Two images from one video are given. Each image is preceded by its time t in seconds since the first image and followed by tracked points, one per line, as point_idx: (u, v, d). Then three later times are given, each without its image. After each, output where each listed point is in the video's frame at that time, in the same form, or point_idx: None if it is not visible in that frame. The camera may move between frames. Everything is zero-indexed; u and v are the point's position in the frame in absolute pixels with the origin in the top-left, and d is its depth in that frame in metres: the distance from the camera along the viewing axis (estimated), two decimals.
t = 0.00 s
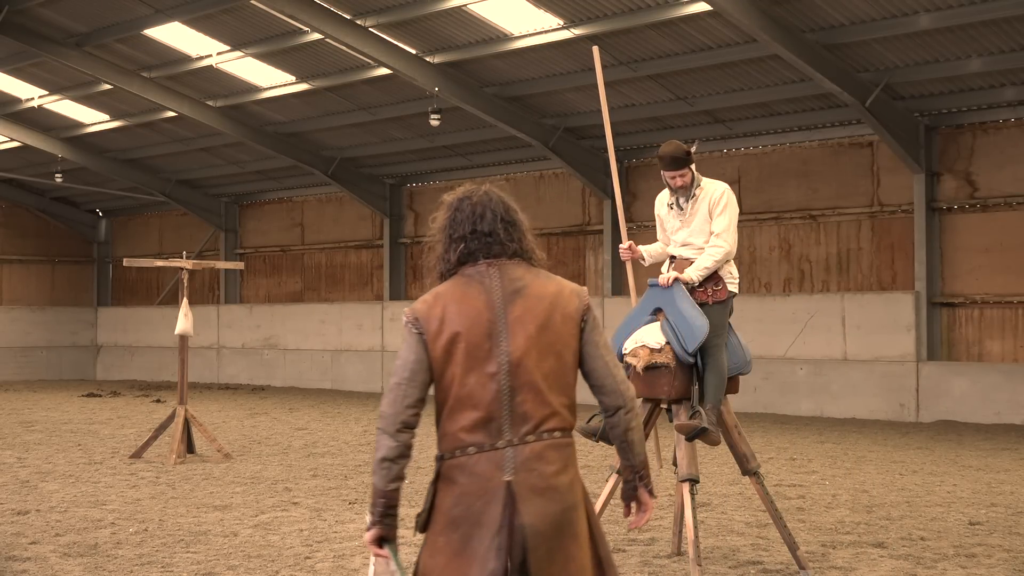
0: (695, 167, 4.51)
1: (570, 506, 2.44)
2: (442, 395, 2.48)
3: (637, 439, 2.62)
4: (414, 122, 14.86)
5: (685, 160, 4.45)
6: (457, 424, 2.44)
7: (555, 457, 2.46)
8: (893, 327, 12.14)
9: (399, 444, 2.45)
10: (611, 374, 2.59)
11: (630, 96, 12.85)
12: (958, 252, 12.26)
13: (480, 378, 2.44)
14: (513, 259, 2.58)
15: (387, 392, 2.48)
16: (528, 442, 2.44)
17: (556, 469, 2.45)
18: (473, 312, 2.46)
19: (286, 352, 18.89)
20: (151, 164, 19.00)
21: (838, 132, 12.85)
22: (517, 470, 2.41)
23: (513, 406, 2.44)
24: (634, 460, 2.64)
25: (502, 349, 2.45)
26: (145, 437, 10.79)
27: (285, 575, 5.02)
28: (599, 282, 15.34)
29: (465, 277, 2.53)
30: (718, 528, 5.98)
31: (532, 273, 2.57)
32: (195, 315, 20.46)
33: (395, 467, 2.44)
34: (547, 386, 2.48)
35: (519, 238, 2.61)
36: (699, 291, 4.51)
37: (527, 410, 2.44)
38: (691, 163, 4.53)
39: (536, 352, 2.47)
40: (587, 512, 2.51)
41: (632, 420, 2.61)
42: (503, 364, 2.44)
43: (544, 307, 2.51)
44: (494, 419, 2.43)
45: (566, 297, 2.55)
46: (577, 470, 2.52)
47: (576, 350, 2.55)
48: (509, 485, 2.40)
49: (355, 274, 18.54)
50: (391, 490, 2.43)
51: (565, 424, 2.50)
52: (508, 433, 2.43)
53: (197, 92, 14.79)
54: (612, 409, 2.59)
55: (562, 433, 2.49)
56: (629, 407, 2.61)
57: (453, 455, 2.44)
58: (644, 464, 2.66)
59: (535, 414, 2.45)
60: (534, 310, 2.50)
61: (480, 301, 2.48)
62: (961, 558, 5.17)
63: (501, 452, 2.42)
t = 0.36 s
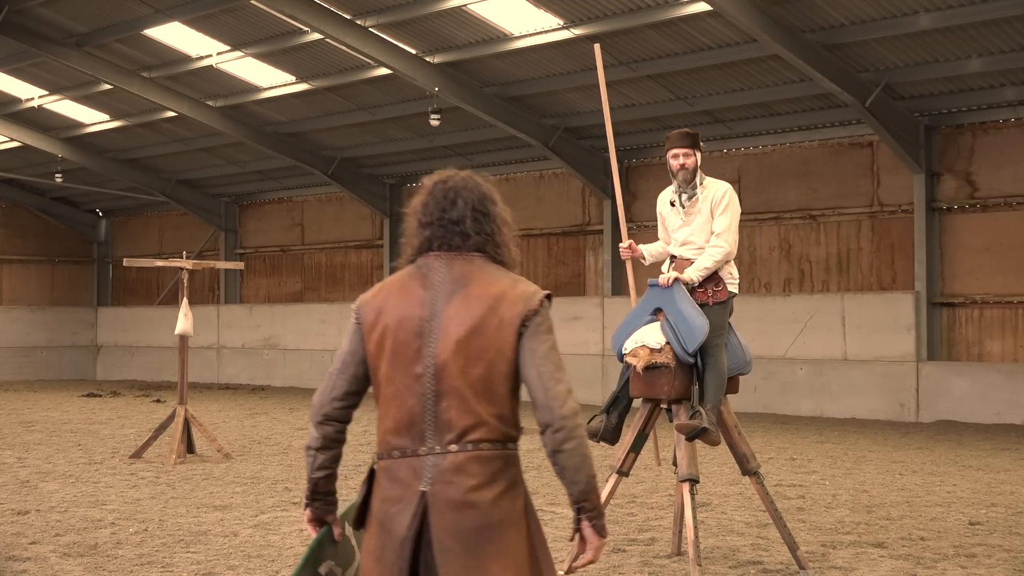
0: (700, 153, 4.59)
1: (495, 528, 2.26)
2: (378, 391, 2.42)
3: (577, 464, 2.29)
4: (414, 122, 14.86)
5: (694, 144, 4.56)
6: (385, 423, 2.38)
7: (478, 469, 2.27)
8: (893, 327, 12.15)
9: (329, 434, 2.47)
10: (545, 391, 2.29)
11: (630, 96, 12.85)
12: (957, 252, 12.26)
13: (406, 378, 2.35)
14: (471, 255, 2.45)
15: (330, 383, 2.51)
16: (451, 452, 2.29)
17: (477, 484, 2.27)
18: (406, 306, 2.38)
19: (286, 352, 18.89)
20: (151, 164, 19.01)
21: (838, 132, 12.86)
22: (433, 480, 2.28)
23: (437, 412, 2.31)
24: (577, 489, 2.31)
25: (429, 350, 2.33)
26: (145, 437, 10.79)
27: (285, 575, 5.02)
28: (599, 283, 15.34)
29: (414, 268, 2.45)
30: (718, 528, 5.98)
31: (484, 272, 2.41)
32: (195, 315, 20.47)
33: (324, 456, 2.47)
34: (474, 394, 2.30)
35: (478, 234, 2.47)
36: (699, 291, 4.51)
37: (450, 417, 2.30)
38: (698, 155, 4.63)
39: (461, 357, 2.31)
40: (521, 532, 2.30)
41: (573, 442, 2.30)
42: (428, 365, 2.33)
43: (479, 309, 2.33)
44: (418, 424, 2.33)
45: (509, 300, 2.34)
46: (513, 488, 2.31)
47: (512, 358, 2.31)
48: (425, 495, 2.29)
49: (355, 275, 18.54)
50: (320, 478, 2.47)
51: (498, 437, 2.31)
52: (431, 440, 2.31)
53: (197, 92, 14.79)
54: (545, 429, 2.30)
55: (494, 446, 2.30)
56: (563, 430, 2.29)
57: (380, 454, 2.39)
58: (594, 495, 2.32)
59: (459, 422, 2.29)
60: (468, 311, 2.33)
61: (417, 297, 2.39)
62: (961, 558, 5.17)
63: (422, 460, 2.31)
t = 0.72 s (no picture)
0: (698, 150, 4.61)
1: (374, 536, 2.14)
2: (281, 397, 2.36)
3: (457, 463, 2.13)
4: (414, 122, 14.86)
5: (693, 139, 4.58)
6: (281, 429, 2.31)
7: (355, 473, 2.17)
8: (893, 327, 12.15)
9: (244, 446, 2.43)
10: (416, 388, 2.14)
11: (630, 96, 12.85)
12: (957, 253, 12.27)
13: (296, 380, 2.29)
14: (368, 253, 2.34)
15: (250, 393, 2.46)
16: (332, 456, 2.20)
17: (357, 490, 2.16)
18: (298, 308, 2.32)
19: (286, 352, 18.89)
20: (152, 164, 19.01)
21: (838, 132, 12.86)
22: (313, 484, 2.20)
23: (321, 414, 2.23)
24: (463, 488, 2.15)
25: (314, 349, 2.26)
26: (145, 437, 10.78)
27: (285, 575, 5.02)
28: (599, 282, 15.34)
29: (314, 270, 2.38)
30: (718, 528, 5.98)
31: (375, 268, 2.30)
32: (195, 315, 20.47)
33: (255, 471, 2.42)
34: (352, 394, 2.20)
35: (378, 232, 2.36)
36: (699, 291, 4.52)
37: (331, 419, 2.21)
38: (697, 151, 4.66)
39: (342, 356, 2.22)
40: (404, 545, 2.16)
41: (452, 441, 2.13)
42: (313, 366, 2.25)
43: (361, 305, 2.23)
44: (306, 427, 2.25)
45: (388, 295, 2.22)
46: (402, 493, 2.18)
47: (392, 356, 2.19)
48: (304, 500, 2.20)
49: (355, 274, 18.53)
50: (256, 495, 2.40)
51: (383, 440, 2.19)
52: (316, 444, 2.23)
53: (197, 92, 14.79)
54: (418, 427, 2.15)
55: (377, 449, 2.19)
56: (437, 428, 2.13)
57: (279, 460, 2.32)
58: (483, 493, 2.15)
59: (339, 425, 2.21)
60: (350, 309, 2.24)
61: (309, 299, 2.32)
62: (961, 558, 5.17)
63: (307, 464, 2.23)
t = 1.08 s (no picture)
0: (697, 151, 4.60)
1: (283, 529, 2.19)
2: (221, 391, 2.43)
3: (366, 449, 2.13)
4: (414, 122, 14.86)
5: (692, 139, 4.58)
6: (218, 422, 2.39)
7: (273, 463, 2.22)
8: (893, 327, 12.14)
9: (190, 448, 2.50)
10: (324, 372, 2.17)
11: (630, 96, 12.85)
12: (957, 253, 12.27)
13: (225, 374, 2.36)
14: (294, 242, 2.40)
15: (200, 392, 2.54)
16: (253, 447, 2.26)
17: (271, 481, 2.22)
18: (229, 304, 2.40)
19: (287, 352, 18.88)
20: (152, 164, 19.00)
21: (838, 132, 12.87)
22: (237, 476, 2.27)
23: (244, 405, 2.30)
24: (375, 474, 2.15)
25: (239, 342, 2.33)
26: (145, 437, 10.78)
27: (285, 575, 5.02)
28: (599, 283, 15.33)
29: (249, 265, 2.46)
30: (718, 528, 5.98)
31: (298, 258, 2.35)
32: (194, 315, 20.46)
33: (197, 473, 2.48)
34: (271, 385, 2.26)
35: (309, 219, 2.40)
36: (699, 290, 4.52)
37: (253, 409, 2.28)
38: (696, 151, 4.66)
39: (260, 346, 2.29)
40: (319, 540, 2.20)
41: (359, 427, 2.13)
42: (238, 359, 2.33)
43: (278, 292, 2.30)
44: (231, 419, 2.33)
45: (303, 283, 2.27)
46: (317, 486, 2.22)
47: (305, 342, 2.24)
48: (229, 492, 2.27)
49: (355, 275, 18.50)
50: (199, 500, 2.46)
51: (299, 429, 2.24)
52: (241, 437, 2.30)
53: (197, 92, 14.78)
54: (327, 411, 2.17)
55: (294, 439, 2.24)
56: (344, 413, 2.13)
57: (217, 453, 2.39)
58: (396, 479, 2.15)
59: (258, 416, 2.27)
60: (269, 302, 2.30)
61: (240, 294, 2.39)
62: (961, 558, 5.17)
63: (233, 456, 2.30)
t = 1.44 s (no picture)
0: (699, 150, 4.60)
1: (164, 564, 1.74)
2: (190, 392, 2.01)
3: (260, 501, 1.61)
4: (414, 122, 14.86)
5: (693, 140, 4.57)
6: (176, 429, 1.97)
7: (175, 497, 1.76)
8: (893, 327, 12.15)
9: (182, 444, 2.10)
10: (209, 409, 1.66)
11: (630, 96, 12.85)
12: (957, 253, 12.27)
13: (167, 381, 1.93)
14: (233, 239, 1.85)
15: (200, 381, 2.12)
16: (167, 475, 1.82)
17: (165, 508, 1.78)
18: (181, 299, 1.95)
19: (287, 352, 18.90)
20: (151, 164, 19.01)
21: (839, 132, 12.87)
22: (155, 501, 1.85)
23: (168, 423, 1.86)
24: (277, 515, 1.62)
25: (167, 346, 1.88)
26: (145, 437, 10.79)
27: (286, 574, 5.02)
28: (599, 283, 15.33)
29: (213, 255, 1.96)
30: (718, 528, 5.98)
31: (226, 263, 1.82)
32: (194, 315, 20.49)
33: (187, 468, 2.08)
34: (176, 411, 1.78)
35: (242, 222, 1.86)
36: (698, 290, 4.52)
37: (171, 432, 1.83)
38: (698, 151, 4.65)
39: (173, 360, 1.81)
40: None
41: (244, 477, 1.61)
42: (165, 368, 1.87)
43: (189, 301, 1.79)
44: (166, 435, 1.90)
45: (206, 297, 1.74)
46: (204, 520, 1.73)
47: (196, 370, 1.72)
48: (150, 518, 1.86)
49: (355, 275, 18.51)
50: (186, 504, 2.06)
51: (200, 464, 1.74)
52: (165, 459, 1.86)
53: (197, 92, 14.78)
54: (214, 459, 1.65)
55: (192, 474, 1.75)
56: (229, 466, 1.61)
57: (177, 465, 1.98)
58: (304, 523, 1.62)
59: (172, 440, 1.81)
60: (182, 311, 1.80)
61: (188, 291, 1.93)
62: (962, 558, 5.17)
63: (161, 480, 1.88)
